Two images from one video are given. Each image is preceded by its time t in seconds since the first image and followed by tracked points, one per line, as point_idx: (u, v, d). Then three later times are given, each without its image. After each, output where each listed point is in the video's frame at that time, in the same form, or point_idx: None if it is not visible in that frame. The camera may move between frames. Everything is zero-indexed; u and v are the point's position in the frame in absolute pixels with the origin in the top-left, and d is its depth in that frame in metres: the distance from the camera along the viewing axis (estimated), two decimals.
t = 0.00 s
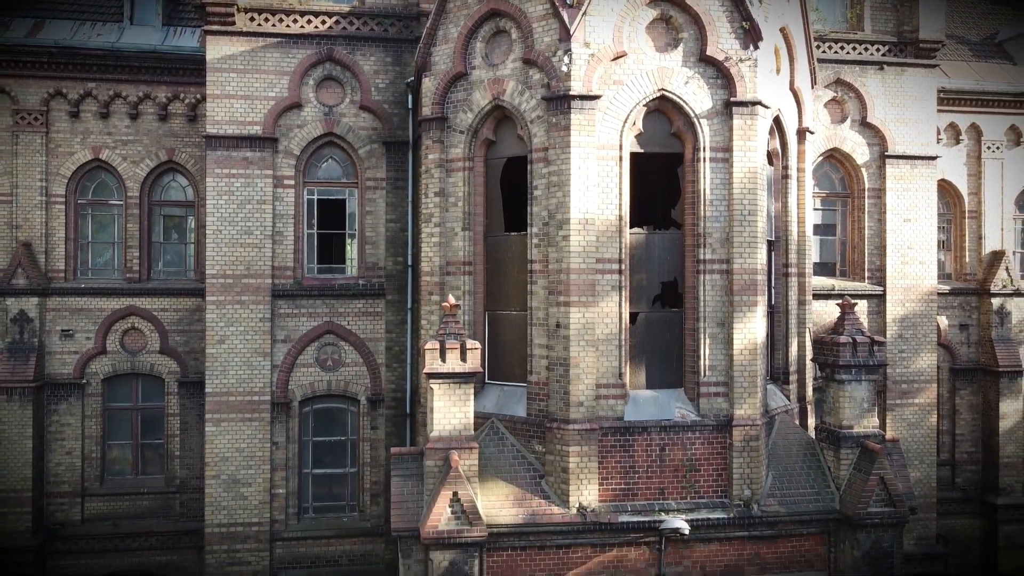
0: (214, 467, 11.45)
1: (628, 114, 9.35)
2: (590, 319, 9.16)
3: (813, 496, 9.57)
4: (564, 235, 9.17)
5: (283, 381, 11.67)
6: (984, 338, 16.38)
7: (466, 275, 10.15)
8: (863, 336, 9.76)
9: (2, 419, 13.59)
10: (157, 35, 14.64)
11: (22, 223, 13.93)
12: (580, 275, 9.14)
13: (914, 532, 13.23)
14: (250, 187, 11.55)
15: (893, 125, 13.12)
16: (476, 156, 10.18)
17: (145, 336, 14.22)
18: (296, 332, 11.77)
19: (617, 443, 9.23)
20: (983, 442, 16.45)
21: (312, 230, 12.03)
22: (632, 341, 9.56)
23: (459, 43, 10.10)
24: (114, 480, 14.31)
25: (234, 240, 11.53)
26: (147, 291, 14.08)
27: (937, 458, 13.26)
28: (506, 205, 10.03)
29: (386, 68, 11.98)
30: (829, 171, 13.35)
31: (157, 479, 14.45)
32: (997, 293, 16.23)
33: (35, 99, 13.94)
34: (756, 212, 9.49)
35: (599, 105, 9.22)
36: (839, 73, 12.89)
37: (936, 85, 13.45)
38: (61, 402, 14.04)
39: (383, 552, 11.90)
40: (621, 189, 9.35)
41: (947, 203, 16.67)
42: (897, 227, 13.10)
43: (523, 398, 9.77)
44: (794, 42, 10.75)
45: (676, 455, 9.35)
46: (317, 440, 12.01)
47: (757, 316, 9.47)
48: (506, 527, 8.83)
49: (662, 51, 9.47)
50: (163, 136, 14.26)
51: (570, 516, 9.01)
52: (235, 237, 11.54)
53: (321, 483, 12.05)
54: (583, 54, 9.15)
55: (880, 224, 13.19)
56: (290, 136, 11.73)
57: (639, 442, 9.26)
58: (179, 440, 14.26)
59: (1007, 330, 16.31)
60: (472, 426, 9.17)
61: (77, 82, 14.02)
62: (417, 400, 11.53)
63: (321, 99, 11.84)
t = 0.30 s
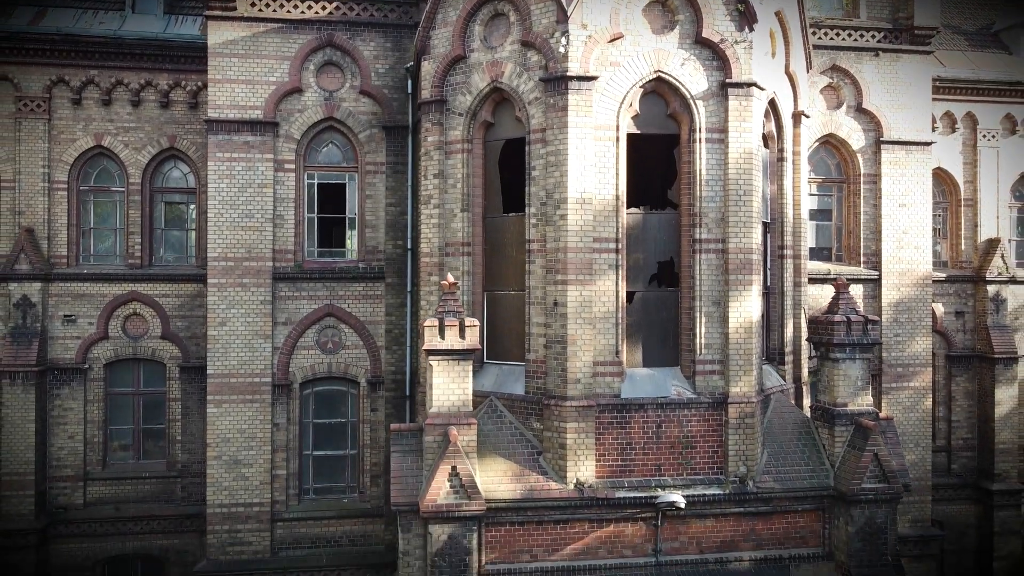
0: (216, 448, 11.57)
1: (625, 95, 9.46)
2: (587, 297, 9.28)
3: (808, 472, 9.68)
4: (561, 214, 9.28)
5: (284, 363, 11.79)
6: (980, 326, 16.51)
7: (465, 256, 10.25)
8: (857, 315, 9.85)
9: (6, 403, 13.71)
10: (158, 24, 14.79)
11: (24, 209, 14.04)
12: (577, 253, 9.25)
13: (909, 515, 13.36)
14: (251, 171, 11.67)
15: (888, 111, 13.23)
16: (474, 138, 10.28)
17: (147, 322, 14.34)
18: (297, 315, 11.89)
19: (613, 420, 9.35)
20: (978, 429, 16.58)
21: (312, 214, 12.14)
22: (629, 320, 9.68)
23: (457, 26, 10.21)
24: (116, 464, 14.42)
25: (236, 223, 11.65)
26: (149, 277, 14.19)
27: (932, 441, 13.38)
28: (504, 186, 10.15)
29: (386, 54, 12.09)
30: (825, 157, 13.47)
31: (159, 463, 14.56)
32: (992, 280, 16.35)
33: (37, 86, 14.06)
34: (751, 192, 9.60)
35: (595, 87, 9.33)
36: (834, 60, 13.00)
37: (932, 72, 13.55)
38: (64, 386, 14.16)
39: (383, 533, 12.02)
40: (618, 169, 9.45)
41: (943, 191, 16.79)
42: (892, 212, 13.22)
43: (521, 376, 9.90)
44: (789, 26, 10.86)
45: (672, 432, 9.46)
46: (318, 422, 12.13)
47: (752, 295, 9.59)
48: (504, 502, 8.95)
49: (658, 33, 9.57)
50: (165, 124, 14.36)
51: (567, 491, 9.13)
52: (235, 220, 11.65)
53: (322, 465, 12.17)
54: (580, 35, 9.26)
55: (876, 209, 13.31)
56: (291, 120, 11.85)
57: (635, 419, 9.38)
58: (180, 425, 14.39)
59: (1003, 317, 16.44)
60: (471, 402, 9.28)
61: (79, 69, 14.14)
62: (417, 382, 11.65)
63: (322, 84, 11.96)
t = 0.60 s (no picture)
0: (218, 430, 11.68)
1: (622, 78, 9.58)
2: (585, 276, 9.39)
3: (803, 451, 9.80)
4: (559, 195, 9.40)
5: (285, 347, 11.90)
6: (976, 314, 16.62)
7: (464, 239, 10.36)
8: (851, 295, 9.94)
9: (9, 388, 13.83)
10: (160, 13, 14.92)
11: (27, 196, 14.15)
12: (575, 234, 9.37)
13: (905, 499, 13.48)
14: (252, 157, 11.77)
15: (884, 98, 13.34)
16: (473, 121, 10.39)
17: (149, 309, 14.45)
18: (298, 299, 12.01)
19: (611, 399, 9.47)
20: (975, 417, 16.69)
21: (313, 200, 12.26)
22: (626, 300, 9.80)
23: (456, 10, 10.32)
24: (118, 450, 14.52)
25: (237, 208, 11.76)
26: (151, 264, 14.30)
27: (927, 426, 13.49)
28: (503, 169, 10.27)
29: (386, 41, 12.20)
30: (822, 144, 13.60)
31: (160, 449, 14.67)
32: (988, 269, 16.45)
33: (40, 74, 14.17)
34: (746, 174, 9.71)
35: (593, 70, 9.45)
36: (830, 48, 13.13)
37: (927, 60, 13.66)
38: (66, 372, 14.27)
39: (383, 516, 12.11)
40: (616, 151, 9.57)
41: (939, 181, 16.90)
42: (888, 199, 13.34)
43: (519, 356, 10.02)
44: (785, 12, 10.97)
45: (669, 410, 9.58)
46: (319, 405, 12.26)
47: (747, 275, 9.70)
48: (503, 479, 9.08)
49: (655, 17, 9.68)
50: (167, 112, 14.47)
51: (565, 468, 9.25)
52: (237, 205, 11.76)
53: (322, 448, 12.28)
54: (577, 18, 9.38)
55: (872, 196, 13.44)
56: (291, 106, 11.96)
57: (632, 398, 9.50)
58: (182, 411, 14.50)
59: (999, 305, 16.53)
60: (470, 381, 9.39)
61: (82, 58, 14.25)
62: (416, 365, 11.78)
63: (323, 70, 12.07)
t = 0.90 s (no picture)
0: (220, 414, 11.78)
1: (620, 62, 9.69)
2: (583, 257, 9.50)
3: (799, 431, 9.91)
4: (558, 177, 9.51)
5: (286, 331, 12.01)
6: (973, 303, 16.73)
7: (464, 222, 10.46)
8: (847, 276, 10.03)
9: (12, 374, 13.93)
10: (162, 3, 15.02)
11: (30, 184, 14.24)
12: (573, 215, 9.48)
13: (901, 483, 13.60)
14: (253, 142, 11.87)
15: (881, 86, 13.45)
16: (473, 106, 10.50)
17: (151, 296, 14.56)
18: (299, 284, 12.12)
19: (609, 378, 9.58)
20: (971, 405, 16.80)
21: (314, 185, 12.37)
22: (624, 281, 9.91)
23: None
24: (121, 436, 14.63)
25: (239, 193, 11.86)
26: (153, 252, 14.41)
27: (923, 411, 13.60)
28: (502, 153, 10.39)
29: (386, 28, 12.31)
30: (818, 132, 13.71)
31: (162, 436, 14.77)
32: (985, 258, 16.56)
33: (43, 63, 14.27)
34: (743, 156, 9.82)
35: (591, 53, 9.56)
36: (827, 36, 13.26)
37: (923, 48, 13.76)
38: (69, 359, 14.37)
39: (383, 499, 12.22)
40: (614, 133, 9.67)
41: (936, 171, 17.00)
42: (884, 186, 13.45)
43: (518, 337, 10.14)
44: None
45: (666, 390, 9.69)
46: (320, 390, 12.37)
47: (744, 257, 9.82)
48: (502, 457, 9.18)
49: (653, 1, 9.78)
50: (168, 101, 14.57)
51: (563, 447, 9.36)
52: (239, 190, 11.86)
53: (323, 432, 12.39)
54: (575, 2, 9.48)
55: (868, 182, 13.55)
56: (293, 93, 12.06)
57: (630, 377, 9.61)
58: (184, 397, 14.61)
59: (995, 295, 16.64)
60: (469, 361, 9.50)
61: (84, 47, 14.35)
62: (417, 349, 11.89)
63: (324, 57, 12.18)
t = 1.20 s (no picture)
0: (222, 397, 11.89)
1: (618, 45, 9.80)
2: (582, 238, 9.60)
3: (795, 410, 10.02)
4: (556, 159, 9.61)
5: (288, 315, 12.13)
6: (969, 293, 16.85)
7: (463, 205, 10.57)
8: (843, 258, 10.11)
9: (15, 360, 14.03)
10: None
11: (33, 172, 14.34)
12: (571, 196, 9.59)
13: (898, 468, 13.71)
14: (255, 128, 11.98)
15: (877, 74, 13.55)
16: (472, 90, 10.60)
17: (153, 283, 14.68)
18: (300, 269, 12.23)
19: (607, 358, 9.68)
20: (967, 393, 16.93)
21: (315, 171, 12.48)
22: (622, 262, 10.02)
23: None
24: (123, 423, 14.74)
25: (240, 179, 11.96)
26: (155, 239, 14.52)
27: (919, 397, 13.71)
28: (502, 137, 10.50)
29: (387, 15, 12.42)
30: (815, 120, 13.83)
31: (164, 423, 14.88)
32: (981, 247, 16.67)
33: (46, 52, 14.37)
34: (739, 139, 9.94)
35: (589, 37, 9.68)
36: (824, 24, 13.37)
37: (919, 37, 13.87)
38: (71, 346, 14.47)
39: (383, 482, 12.33)
40: (612, 116, 9.78)
41: (932, 161, 17.09)
42: (880, 173, 13.57)
43: (518, 319, 10.25)
44: None
45: (663, 370, 9.80)
46: (321, 374, 12.48)
47: (740, 238, 9.93)
48: (501, 435, 9.29)
49: None
50: (170, 90, 14.68)
51: (562, 425, 9.47)
52: (241, 176, 11.97)
53: (324, 416, 12.50)
54: None
55: (865, 169, 13.67)
56: (294, 79, 12.17)
57: (628, 357, 9.72)
58: (185, 384, 14.72)
59: (991, 284, 16.76)
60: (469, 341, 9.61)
61: (87, 37, 14.45)
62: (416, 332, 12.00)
63: (325, 44, 12.29)
